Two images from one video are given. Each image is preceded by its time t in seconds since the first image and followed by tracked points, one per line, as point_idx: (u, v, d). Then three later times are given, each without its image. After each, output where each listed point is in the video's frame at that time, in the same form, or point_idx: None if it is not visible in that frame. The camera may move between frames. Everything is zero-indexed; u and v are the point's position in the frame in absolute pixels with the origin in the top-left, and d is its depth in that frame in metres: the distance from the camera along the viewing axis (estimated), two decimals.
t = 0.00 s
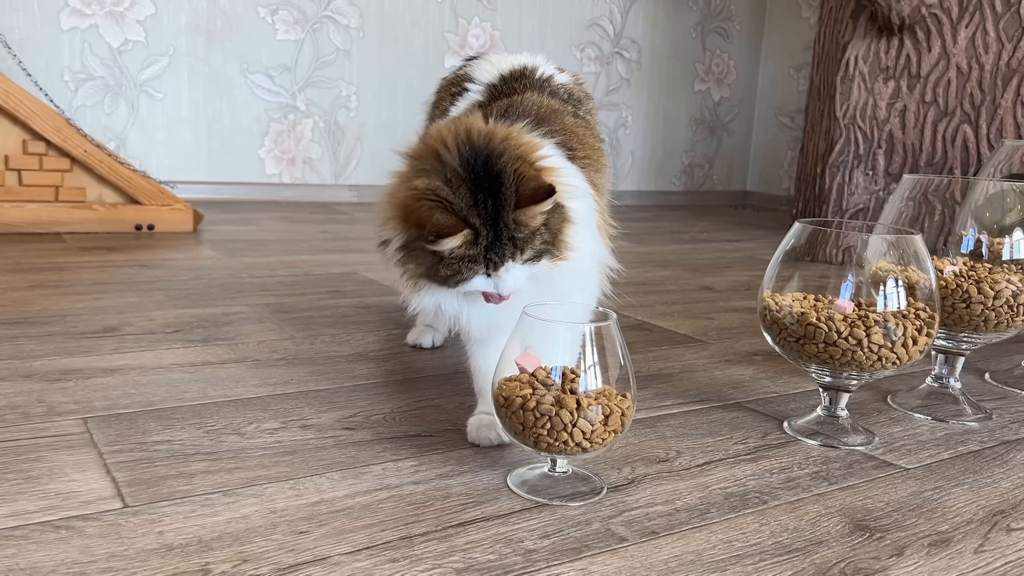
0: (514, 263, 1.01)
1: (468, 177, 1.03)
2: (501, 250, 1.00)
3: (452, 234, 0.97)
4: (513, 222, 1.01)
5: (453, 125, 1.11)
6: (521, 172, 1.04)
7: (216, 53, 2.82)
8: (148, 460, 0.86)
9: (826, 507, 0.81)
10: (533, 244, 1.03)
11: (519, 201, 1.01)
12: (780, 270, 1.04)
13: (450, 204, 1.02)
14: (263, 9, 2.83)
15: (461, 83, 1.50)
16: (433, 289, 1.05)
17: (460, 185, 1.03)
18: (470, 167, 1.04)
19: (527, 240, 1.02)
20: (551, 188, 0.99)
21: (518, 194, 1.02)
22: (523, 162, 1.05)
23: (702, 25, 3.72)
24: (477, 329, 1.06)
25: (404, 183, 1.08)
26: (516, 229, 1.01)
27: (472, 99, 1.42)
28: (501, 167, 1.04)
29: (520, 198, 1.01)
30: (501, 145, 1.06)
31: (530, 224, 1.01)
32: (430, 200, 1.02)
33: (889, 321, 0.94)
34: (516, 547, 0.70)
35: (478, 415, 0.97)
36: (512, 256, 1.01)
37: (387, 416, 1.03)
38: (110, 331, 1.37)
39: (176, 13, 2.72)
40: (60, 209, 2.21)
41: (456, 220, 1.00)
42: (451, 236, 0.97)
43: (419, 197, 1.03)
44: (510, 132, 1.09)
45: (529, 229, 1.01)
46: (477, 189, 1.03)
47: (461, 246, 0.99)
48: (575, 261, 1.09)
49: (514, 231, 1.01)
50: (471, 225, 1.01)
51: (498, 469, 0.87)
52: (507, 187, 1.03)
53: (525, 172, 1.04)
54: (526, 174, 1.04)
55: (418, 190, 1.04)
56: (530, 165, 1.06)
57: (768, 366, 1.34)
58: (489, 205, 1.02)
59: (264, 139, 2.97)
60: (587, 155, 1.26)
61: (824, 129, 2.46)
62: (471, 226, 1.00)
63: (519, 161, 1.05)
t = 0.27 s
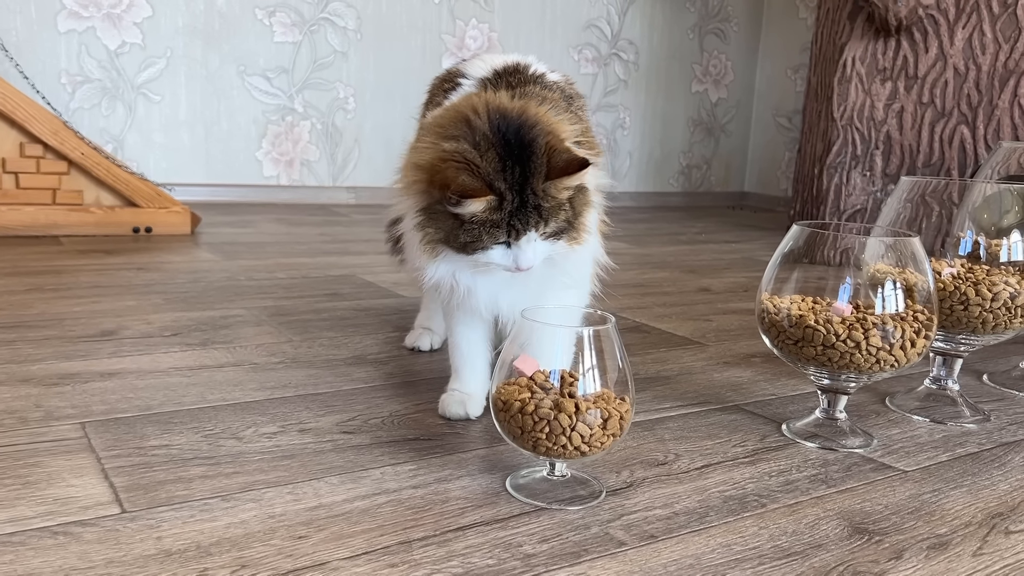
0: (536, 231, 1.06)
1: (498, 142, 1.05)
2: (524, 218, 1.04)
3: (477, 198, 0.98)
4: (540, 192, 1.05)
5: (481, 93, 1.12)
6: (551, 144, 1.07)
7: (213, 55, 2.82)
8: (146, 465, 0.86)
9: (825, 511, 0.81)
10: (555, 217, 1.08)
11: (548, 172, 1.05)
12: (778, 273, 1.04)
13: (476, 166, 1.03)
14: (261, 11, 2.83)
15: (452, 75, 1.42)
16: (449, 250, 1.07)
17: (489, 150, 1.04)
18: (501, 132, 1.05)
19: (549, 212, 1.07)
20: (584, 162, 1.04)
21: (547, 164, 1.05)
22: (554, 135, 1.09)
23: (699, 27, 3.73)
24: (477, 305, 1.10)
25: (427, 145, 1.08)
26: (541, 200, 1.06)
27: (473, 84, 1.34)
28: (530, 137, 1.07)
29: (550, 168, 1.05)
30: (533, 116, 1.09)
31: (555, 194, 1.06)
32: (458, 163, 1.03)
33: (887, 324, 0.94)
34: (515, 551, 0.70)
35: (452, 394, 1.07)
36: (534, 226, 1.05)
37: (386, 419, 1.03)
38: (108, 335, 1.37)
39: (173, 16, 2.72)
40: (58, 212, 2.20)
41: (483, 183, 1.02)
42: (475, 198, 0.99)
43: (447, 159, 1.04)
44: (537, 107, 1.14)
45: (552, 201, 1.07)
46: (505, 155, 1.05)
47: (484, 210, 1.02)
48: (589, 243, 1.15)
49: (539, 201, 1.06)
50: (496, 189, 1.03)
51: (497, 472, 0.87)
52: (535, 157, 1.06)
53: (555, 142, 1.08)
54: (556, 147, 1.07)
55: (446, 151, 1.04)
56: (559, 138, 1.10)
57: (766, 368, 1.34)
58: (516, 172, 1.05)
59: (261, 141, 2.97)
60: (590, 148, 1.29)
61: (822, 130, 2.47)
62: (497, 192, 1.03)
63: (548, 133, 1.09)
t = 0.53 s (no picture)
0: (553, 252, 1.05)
1: (540, 156, 1.03)
2: (548, 238, 1.03)
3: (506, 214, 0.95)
4: (568, 214, 1.05)
5: (530, 94, 1.10)
6: (592, 165, 1.07)
7: (210, 58, 2.81)
8: (143, 470, 0.85)
9: (823, 514, 0.81)
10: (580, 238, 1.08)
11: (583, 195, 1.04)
12: (776, 275, 1.04)
13: (512, 177, 1.00)
14: (257, 14, 2.83)
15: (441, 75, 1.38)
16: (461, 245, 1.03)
17: (528, 162, 1.02)
18: (543, 146, 1.04)
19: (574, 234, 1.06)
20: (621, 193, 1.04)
21: (581, 188, 1.05)
22: (596, 155, 1.08)
23: (696, 28, 3.73)
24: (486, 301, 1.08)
25: (463, 133, 1.04)
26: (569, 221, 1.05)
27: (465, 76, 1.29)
28: (572, 155, 1.05)
29: (583, 192, 1.04)
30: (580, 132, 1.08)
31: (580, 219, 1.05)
32: (495, 166, 1.00)
33: (884, 327, 0.94)
34: (513, 557, 0.70)
35: (451, 398, 1.07)
36: (556, 246, 1.05)
37: (383, 423, 1.02)
38: (104, 339, 1.36)
39: (170, 18, 2.71)
40: (54, 215, 2.20)
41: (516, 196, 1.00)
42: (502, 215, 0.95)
43: (484, 157, 1.00)
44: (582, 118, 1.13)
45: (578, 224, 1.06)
46: (543, 170, 1.03)
47: (512, 224, 0.99)
48: (602, 257, 1.16)
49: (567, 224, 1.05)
50: (526, 205, 1.01)
51: (495, 477, 0.87)
52: (572, 178, 1.05)
53: (594, 165, 1.07)
54: (596, 168, 1.07)
55: (484, 150, 1.01)
56: (601, 157, 1.09)
57: (763, 370, 1.34)
58: (550, 190, 1.03)
59: (258, 143, 2.97)
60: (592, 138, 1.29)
61: (818, 131, 2.47)
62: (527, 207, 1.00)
63: (590, 152, 1.08)
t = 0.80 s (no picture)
0: (519, 271, 1.03)
1: (502, 179, 1.00)
2: (509, 260, 1.02)
3: (463, 239, 0.97)
4: (531, 237, 1.02)
5: (506, 102, 1.04)
6: (558, 186, 1.02)
7: (206, 60, 2.81)
8: (139, 475, 0.85)
9: (822, 517, 0.80)
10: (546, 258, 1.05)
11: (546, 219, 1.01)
12: (774, 277, 1.04)
13: (472, 201, 0.99)
14: (254, 15, 2.83)
15: (436, 74, 1.38)
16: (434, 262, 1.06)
17: (490, 185, 1.00)
18: (507, 166, 1.01)
19: (539, 255, 1.04)
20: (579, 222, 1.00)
21: (543, 212, 1.02)
22: (564, 174, 1.03)
23: (693, 29, 3.73)
24: (473, 302, 1.08)
25: (430, 147, 1.03)
26: (532, 244, 1.02)
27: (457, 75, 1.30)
28: (538, 176, 1.01)
29: (544, 217, 1.02)
30: (550, 148, 1.03)
31: (543, 242, 1.02)
32: (454, 189, 0.99)
33: (883, 329, 0.94)
34: (511, 561, 0.70)
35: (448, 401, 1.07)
36: (519, 266, 1.03)
37: (380, 427, 1.02)
38: (101, 342, 1.36)
39: (166, 20, 2.71)
40: (50, 218, 2.19)
41: (474, 220, 0.99)
42: (462, 240, 0.98)
43: (444, 179, 0.99)
44: (561, 126, 1.06)
45: (543, 245, 1.03)
46: (505, 194, 1.01)
47: (471, 247, 1.00)
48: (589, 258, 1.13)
49: (528, 246, 1.02)
50: (487, 229, 1.00)
51: (493, 481, 0.86)
52: (536, 200, 1.01)
53: (561, 186, 1.02)
54: (561, 190, 1.02)
55: (447, 169, 1.00)
56: (572, 175, 1.03)
57: (761, 372, 1.34)
58: (512, 213, 1.01)
59: (255, 145, 2.96)
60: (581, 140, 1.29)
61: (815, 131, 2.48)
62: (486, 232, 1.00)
63: (558, 171, 1.03)
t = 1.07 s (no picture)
0: (489, 275, 1.01)
1: (463, 181, 1.00)
2: (475, 262, 1.00)
3: (424, 240, 0.98)
4: (496, 241, 1.00)
5: (471, 104, 1.03)
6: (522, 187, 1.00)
7: (202, 61, 2.80)
8: (136, 477, 0.85)
9: (819, 516, 0.81)
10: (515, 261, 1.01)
11: (509, 221, 0.99)
12: (772, 277, 1.04)
13: (435, 203, 1.00)
14: (250, 16, 2.82)
15: (430, 74, 1.41)
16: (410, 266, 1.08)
17: (452, 187, 1.00)
18: (468, 169, 1.00)
19: (507, 258, 1.01)
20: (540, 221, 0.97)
21: (507, 213, 0.99)
22: (527, 175, 1.00)
23: (689, 29, 3.74)
24: (460, 305, 1.08)
25: (398, 152, 1.05)
26: (498, 246, 1.00)
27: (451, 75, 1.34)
28: (500, 178, 1.00)
29: (508, 218, 0.99)
30: (512, 149, 1.00)
31: (511, 245, 1.00)
32: (417, 192, 1.00)
33: (880, 329, 0.94)
34: (509, 562, 0.70)
35: (443, 403, 1.07)
36: (488, 269, 1.01)
37: (377, 428, 1.02)
38: (97, 344, 1.36)
39: (162, 22, 2.70)
40: (46, 220, 2.19)
41: (438, 223, 0.99)
42: (425, 240, 0.99)
43: (407, 183, 1.01)
44: (526, 127, 1.03)
45: (510, 248, 1.00)
46: (468, 196, 1.00)
47: (435, 250, 1.00)
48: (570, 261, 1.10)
49: (494, 249, 1.00)
50: (450, 231, 1.00)
51: (490, 482, 0.86)
52: (499, 202, 1.00)
53: (525, 188, 1.00)
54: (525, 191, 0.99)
55: (409, 174, 1.01)
56: (537, 176, 1.01)
57: (759, 372, 1.34)
58: (475, 215, 1.00)
59: (251, 146, 2.96)
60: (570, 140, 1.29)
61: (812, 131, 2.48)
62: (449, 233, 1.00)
63: (522, 173, 1.00)
